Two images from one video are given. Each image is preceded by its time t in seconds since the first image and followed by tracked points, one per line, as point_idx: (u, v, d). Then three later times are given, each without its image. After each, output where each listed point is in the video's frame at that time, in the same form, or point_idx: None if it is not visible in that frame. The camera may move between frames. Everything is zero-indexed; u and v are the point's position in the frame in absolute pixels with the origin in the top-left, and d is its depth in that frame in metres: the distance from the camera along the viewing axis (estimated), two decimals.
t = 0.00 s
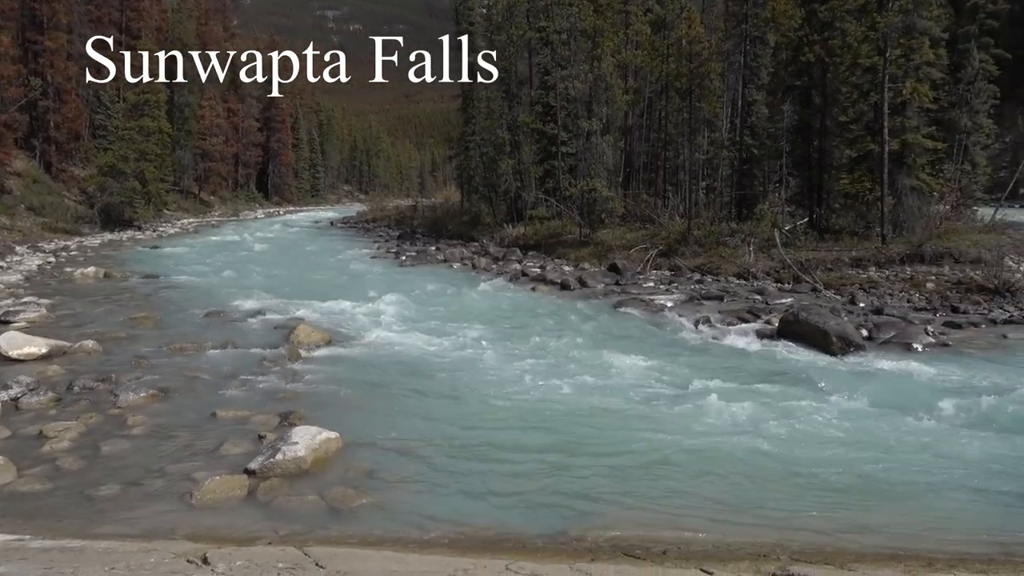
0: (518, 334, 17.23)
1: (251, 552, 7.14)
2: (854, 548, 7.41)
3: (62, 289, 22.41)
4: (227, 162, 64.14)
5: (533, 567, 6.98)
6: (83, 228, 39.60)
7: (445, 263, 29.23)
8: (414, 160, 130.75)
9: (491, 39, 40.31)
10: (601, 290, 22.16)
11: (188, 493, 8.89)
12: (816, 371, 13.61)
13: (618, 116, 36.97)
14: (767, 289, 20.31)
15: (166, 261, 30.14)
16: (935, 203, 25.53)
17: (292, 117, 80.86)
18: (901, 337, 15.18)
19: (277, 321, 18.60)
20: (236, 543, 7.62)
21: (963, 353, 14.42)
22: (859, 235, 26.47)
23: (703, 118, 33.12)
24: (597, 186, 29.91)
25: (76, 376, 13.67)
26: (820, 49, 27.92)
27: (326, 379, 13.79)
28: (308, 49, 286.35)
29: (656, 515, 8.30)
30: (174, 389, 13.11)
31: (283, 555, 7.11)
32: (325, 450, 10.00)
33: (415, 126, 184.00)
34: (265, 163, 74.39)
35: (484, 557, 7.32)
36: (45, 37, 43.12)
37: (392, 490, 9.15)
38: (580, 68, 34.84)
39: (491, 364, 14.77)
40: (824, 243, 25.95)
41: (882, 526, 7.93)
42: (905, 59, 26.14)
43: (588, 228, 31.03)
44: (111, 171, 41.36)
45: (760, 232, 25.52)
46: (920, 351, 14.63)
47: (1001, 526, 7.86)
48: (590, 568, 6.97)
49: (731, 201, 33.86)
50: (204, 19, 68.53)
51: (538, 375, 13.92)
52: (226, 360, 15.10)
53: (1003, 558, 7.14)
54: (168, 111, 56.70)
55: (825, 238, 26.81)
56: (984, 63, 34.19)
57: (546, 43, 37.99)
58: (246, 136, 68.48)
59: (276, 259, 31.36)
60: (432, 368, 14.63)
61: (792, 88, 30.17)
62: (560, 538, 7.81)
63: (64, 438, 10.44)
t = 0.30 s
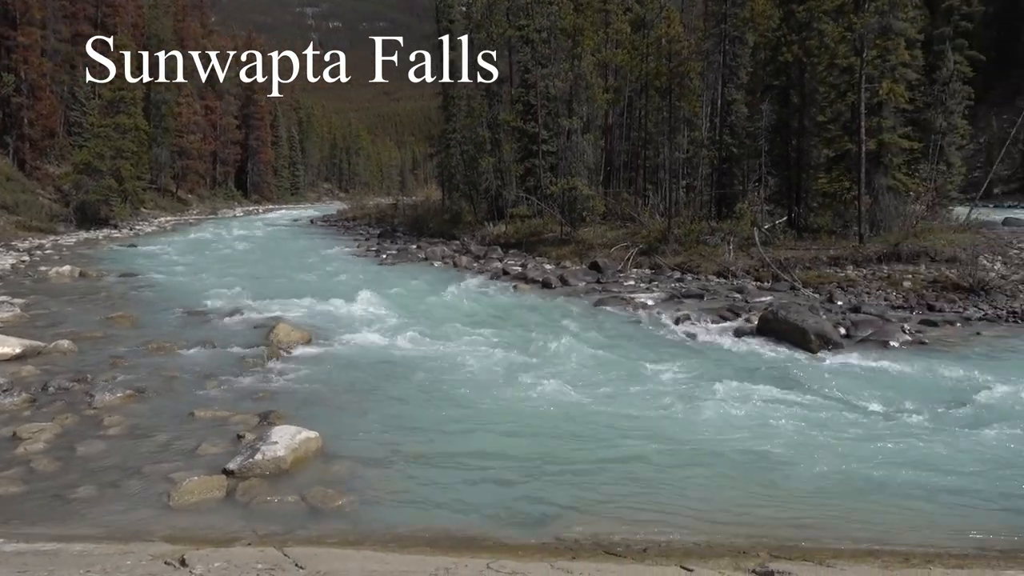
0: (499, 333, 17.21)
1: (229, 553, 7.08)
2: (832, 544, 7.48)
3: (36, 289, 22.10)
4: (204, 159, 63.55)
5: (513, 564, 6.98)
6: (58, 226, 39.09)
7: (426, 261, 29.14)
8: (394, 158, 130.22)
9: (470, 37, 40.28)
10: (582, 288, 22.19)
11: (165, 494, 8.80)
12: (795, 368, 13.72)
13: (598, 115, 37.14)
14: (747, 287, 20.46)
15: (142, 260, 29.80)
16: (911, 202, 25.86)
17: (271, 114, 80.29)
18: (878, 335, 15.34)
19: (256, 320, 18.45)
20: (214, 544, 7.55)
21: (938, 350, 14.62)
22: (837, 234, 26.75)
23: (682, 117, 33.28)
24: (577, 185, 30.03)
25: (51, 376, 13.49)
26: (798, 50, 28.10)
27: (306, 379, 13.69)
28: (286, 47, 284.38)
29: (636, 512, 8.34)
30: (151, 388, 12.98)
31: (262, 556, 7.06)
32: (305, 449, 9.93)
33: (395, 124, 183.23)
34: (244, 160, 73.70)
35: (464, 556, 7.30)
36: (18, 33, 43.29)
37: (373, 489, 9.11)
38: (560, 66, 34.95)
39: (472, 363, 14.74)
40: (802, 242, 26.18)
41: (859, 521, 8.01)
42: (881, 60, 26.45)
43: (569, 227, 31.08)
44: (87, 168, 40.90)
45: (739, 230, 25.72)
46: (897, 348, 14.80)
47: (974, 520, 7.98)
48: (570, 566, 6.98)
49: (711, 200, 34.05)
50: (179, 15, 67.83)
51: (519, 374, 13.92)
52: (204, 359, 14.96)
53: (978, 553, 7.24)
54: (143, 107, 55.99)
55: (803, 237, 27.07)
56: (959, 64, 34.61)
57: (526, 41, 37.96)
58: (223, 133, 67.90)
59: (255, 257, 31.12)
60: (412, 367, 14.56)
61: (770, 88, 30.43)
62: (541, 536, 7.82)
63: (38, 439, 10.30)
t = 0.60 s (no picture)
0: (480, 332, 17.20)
1: (208, 554, 7.03)
2: (810, 539, 7.56)
3: (10, 288, 21.80)
4: (182, 157, 62.90)
5: (494, 563, 6.97)
6: (32, 224, 38.56)
7: (407, 260, 29.05)
8: (375, 156, 129.62)
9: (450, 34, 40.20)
10: (563, 286, 22.21)
11: (142, 496, 8.70)
12: (774, 365, 13.82)
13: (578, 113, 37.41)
14: (726, 285, 20.59)
15: (119, 259, 29.46)
16: (888, 201, 26.18)
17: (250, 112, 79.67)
18: (855, 332, 15.50)
19: (235, 319, 18.31)
20: (193, 546, 7.49)
21: (913, 347, 14.81)
22: (814, 232, 27.02)
23: (662, 116, 33.44)
24: (558, 184, 30.18)
25: (26, 376, 13.32)
26: (777, 49, 28.25)
27: (286, 379, 13.60)
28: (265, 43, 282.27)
29: (617, 510, 8.37)
30: (128, 389, 12.84)
31: (241, 557, 7.01)
32: (285, 450, 9.86)
33: (375, 122, 182.42)
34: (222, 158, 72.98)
35: (445, 555, 7.30)
36: None
37: (353, 489, 9.08)
38: (541, 65, 35.01)
39: (453, 361, 14.72)
40: (781, 240, 26.42)
41: (836, 517, 8.10)
42: (858, 60, 26.71)
43: (550, 225, 31.09)
44: (62, 166, 40.39)
45: (719, 228, 25.91)
46: (874, 346, 14.98)
47: (949, 514, 8.10)
48: (551, 564, 7.00)
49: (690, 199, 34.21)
50: (155, 11, 67.06)
51: (501, 372, 13.92)
52: (182, 359, 14.83)
53: (953, 546, 7.36)
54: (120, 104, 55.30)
55: (781, 236, 27.30)
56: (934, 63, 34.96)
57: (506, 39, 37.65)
58: (202, 130, 67.20)
59: (234, 256, 30.87)
60: (391, 366, 14.51)
61: (749, 87, 30.65)
62: (522, 535, 7.83)
63: (12, 441, 10.16)
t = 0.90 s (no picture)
0: (461, 331, 17.17)
1: (188, 557, 6.97)
2: (788, 535, 7.65)
3: None
4: (159, 155, 62.24)
5: (477, 562, 6.98)
6: (6, 223, 37.97)
7: (387, 258, 28.99)
8: (354, 155, 129.01)
9: (430, 33, 40.12)
10: (544, 285, 22.26)
11: (120, 498, 8.62)
12: (753, 363, 13.92)
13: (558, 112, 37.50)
14: (706, 284, 20.71)
15: (94, 258, 29.07)
16: (865, 199, 26.50)
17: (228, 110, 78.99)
18: (833, 329, 15.64)
19: (214, 319, 18.17)
20: (171, 549, 7.43)
21: (890, 344, 14.98)
22: (793, 231, 27.26)
23: (642, 115, 33.60)
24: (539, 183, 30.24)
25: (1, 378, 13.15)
26: (755, 49, 28.40)
27: (266, 379, 13.55)
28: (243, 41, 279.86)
29: (599, 508, 8.42)
30: (105, 390, 12.70)
31: (221, 559, 6.98)
32: (265, 450, 9.82)
33: (355, 120, 181.61)
34: (200, 157, 72.28)
35: (428, 554, 7.30)
36: None
37: (335, 488, 9.06)
38: (521, 63, 35.11)
39: (434, 360, 14.69)
40: (760, 238, 26.64)
41: (815, 512, 8.19)
42: (835, 60, 27.01)
43: (531, 224, 31.13)
44: (37, 164, 39.85)
45: (699, 227, 26.07)
46: (851, 343, 15.14)
47: (926, 509, 8.19)
48: (533, 562, 7.02)
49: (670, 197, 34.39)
50: (131, 7, 66.29)
51: (482, 371, 13.92)
52: (161, 360, 14.70)
53: (928, 540, 7.47)
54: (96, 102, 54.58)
55: (760, 234, 27.51)
56: (910, 64, 35.31)
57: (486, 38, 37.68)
58: (179, 128, 66.58)
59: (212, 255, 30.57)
60: (372, 365, 14.49)
61: (728, 86, 30.87)
62: (504, 533, 7.86)
63: None
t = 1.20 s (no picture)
0: (442, 330, 17.13)
1: (164, 560, 6.90)
2: (767, 532, 7.70)
3: None
4: (136, 154, 61.55)
5: (457, 563, 6.96)
6: None
7: (368, 258, 28.91)
8: (334, 154, 128.23)
9: (410, 31, 39.95)
10: (526, 284, 22.26)
11: (96, 501, 8.50)
12: (733, 361, 14.00)
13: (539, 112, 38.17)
14: (686, 283, 20.78)
15: (70, 258, 28.71)
16: (842, 199, 26.96)
17: (206, 108, 78.23)
18: (812, 328, 15.78)
19: (193, 320, 17.99)
20: (148, 552, 7.34)
21: (867, 343, 15.14)
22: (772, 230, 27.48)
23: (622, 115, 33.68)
24: (520, 182, 30.26)
25: None
26: (735, 49, 28.34)
27: (245, 379, 13.45)
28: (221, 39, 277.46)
29: (579, 507, 8.42)
30: (81, 392, 12.53)
31: (199, 561, 6.91)
32: (245, 451, 9.74)
33: (335, 119, 180.77)
34: (178, 156, 71.57)
35: (408, 555, 7.27)
36: None
37: (314, 489, 9.01)
38: (502, 63, 35.09)
39: (414, 360, 14.62)
40: (740, 237, 26.83)
41: (794, 509, 8.26)
42: (813, 61, 27.22)
43: (512, 223, 31.15)
44: (11, 162, 39.28)
45: (679, 226, 26.21)
46: (829, 341, 15.29)
47: (904, 506, 8.26)
48: (514, 561, 7.02)
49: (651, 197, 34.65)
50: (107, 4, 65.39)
51: (463, 371, 13.87)
52: (138, 361, 14.54)
53: (905, 536, 7.54)
54: (71, 100, 53.88)
55: (740, 233, 27.70)
56: (886, 65, 35.65)
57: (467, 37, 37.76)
58: (157, 127, 66.04)
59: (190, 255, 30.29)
60: (353, 366, 14.42)
61: (707, 86, 31.04)
62: (484, 533, 7.85)
63: None
